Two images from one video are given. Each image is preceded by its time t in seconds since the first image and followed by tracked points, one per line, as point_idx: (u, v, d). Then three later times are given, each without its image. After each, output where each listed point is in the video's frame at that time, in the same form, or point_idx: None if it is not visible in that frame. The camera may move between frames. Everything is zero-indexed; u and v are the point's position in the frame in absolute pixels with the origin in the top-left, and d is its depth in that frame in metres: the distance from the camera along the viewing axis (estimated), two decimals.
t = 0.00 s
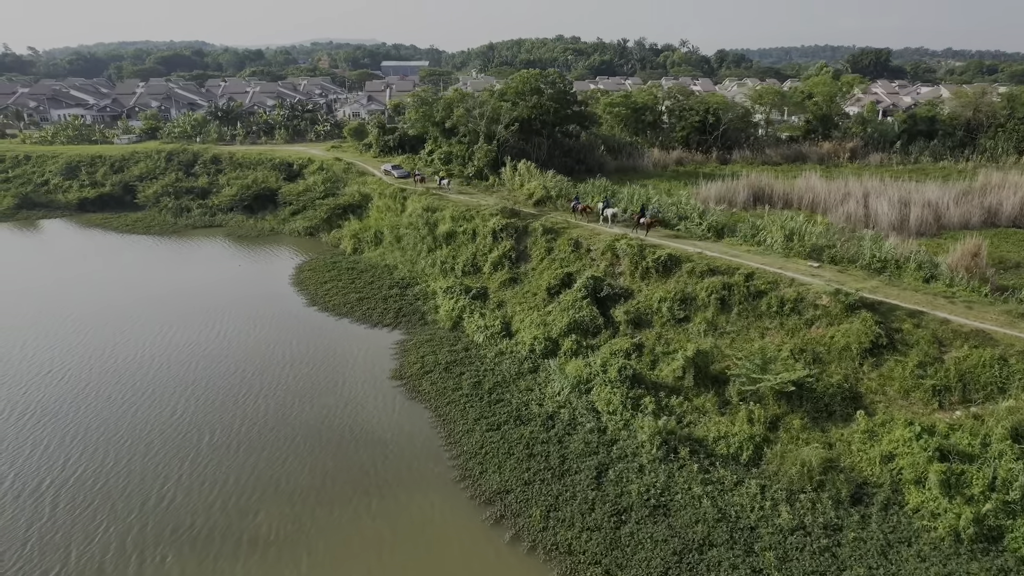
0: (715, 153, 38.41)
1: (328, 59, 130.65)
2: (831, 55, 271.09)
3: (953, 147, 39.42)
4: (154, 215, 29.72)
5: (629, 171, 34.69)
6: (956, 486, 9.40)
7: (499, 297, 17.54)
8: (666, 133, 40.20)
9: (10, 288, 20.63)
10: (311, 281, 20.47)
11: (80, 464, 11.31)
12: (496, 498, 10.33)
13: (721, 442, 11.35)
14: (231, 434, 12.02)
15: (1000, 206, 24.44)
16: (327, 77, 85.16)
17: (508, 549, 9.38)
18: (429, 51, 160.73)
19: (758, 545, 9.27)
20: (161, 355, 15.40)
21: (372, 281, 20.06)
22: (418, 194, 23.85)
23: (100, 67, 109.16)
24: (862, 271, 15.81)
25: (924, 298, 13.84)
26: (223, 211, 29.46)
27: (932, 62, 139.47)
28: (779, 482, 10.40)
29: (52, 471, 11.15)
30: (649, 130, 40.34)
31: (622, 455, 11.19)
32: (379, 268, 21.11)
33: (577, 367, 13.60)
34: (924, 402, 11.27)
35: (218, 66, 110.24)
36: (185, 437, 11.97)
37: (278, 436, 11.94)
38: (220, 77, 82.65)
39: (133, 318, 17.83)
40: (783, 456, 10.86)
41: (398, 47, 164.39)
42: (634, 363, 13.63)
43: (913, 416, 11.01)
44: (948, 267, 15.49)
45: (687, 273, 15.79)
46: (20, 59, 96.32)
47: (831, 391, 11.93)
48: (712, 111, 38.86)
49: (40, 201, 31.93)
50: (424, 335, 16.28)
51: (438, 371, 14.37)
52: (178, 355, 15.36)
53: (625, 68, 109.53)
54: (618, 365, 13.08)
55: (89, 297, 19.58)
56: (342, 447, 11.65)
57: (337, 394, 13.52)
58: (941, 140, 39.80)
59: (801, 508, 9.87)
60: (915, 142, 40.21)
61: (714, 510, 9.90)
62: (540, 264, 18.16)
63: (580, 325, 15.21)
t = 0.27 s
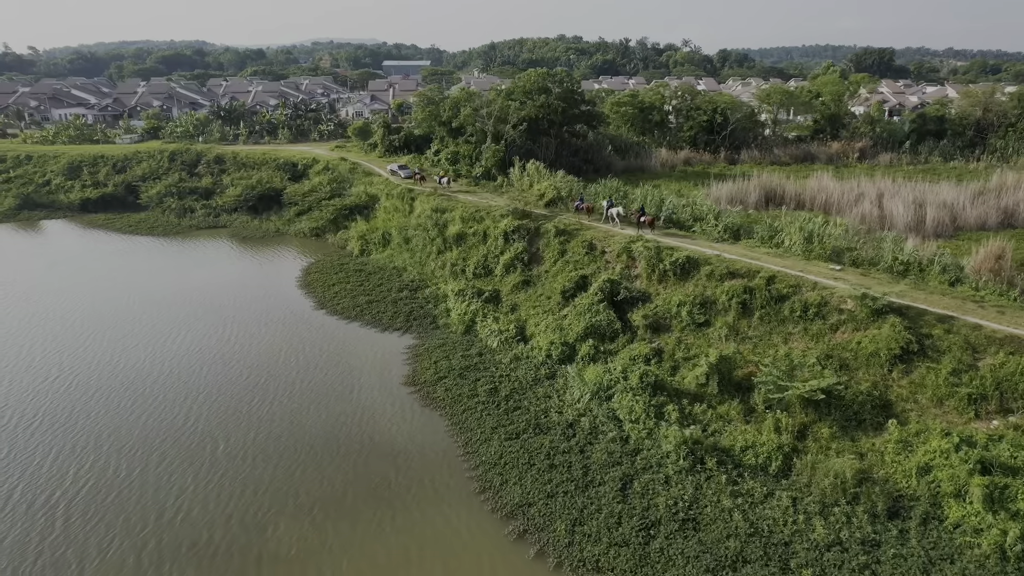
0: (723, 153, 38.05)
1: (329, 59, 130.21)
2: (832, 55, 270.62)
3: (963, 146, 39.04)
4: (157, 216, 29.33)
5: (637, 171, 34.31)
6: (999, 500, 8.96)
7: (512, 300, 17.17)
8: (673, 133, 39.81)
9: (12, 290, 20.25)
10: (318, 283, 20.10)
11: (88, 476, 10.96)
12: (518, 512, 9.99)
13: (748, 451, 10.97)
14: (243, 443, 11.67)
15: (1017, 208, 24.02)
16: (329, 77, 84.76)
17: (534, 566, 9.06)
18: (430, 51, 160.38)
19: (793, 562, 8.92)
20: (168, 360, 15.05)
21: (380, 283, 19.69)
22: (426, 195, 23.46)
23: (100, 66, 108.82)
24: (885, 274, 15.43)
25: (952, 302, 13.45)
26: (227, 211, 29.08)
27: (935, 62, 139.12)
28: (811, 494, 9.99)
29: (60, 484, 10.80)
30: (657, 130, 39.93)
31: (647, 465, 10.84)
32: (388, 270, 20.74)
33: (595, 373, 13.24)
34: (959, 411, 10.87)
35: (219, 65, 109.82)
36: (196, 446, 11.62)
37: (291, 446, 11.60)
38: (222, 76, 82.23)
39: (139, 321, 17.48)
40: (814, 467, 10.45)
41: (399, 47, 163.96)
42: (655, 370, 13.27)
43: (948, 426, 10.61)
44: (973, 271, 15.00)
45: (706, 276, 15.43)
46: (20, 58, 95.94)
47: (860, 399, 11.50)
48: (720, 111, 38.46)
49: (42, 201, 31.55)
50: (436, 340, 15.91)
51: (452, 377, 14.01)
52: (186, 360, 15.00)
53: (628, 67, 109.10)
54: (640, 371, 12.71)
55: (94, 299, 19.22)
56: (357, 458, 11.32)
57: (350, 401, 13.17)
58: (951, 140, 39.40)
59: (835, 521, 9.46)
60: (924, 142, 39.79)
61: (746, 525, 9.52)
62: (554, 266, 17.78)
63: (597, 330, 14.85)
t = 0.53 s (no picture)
0: (731, 153, 37.67)
1: (330, 58, 129.82)
2: (834, 55, 270.18)
3: (972, 146, 38.60)
4: (159, 217, 28.94)
5: (645, 171, 33.92)
6: None
7: (524, 304, 16.79)
8: (680, 133, 39.42)
9: (12, 293, 19.86)
10: (324, 286, 19.71)
11: (92, 489, 10.58)
12: (539, 527, 9.60)
13: (775, 462, 10.57)
14: (253, 454, 11.30)
15: None
16: (331, 76, 84.32)
17: None
18: (431, 50, 160.11)
19: None
20: (174, 366, 14.67)
21: (388, 286, 19.30)
22: (433, 195, 23.07)
23: (100, 66, 108.43)
24: (908, 278, 15.02)
25: (980, 307, 13.05)
26: (231, 212, 28.69)
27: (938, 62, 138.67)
28: (843, 508, 9.57)
29: (64, 496, 10.43)
30: (663, 130, 39.52)
31: (671, 478, 10.45)
32: (395, 272, 20.34)
33: (613, 381, 12.87)
34: (995, 421, 10.46)
35: (219, 64, 109.58)
36: (203, 457, 11.23)
37: (302, 457, 11.21)
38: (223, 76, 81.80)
39: (143, 324, 17.10)
40: (845, 479, 10.02)
41: (400, 46, 163.66)
42: (675, 377, 12.89)
43: (984, 438, 10.20)
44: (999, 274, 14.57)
45: (724, 280, 15.06)
46: (20, 58, 95.41)
47: (890, 408, 11.05)
48: (728, 110, 38.06)
49: (42, 201, 31.15)
50: (447, 345, 15.52)
51: (465, 384, 13.61)
52: (192, 366, 14.63)
53: (630, 66, 108.63)
54: (660, 379, 12.33)
55: (97, 302, 18.84)
56: (371, 469, 10.94)
57: (361, 409, 12.76)
58: (960, 140, 38.96)
59: (871, 538, 9.05)
60: (933, 142, 39.35)
61: (778, 541, 9.12)
62: (566, 269, 17.39)
63: (613, 335, 14.49)
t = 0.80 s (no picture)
0: (738, 153, 37.30)
1: (331, 57, 129.41)
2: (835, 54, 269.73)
3: (981, 146, 38.16)
4: (160, 217, 28.53)
5: (652, 171, 33.52)
6: None
7: (536, 308, 16.41)
8: (686, 133, 39.02)
9: (12, 295, 19.48)
10: (330, 289, 19.30)
11: (95, 502, 10.20)
12: (561, 544, 9.22)
13: (803, 475, 10.15)
14: (261, 465, 10.92)
15: None
16: (332, 75, 83.86)
17: None
18: (432, 49, 159.70)
19: None
20: (177, 371, 14.29)
21: (395, 289, 18.91)
22: (440, 196, 22.67)
23: (100, 65, 108.09)
24: (932, 282, 14.61)
25: (1009, 312, 12.64)
26: (233, 212, 28.28)
27: (940, 61, 138.16)
28: (878, 525, 9.16)
29: (67, 510, 10.06)
30: (669, 129, 39.12)
31: (695, 492, 10.08)
32: (402, 275, 19.94)
33: (631, 389, 12.49)
34: None
35: (219, 63, 109.18)
36: (210, 468, 10.86)
37: (312, 469, 10.83)
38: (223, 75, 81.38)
39: (146, 328, 16.72)
40: (878, 493, 9.59)
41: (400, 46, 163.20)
42: (694, 385, 12.50)
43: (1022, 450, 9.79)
44: None
45: (742, 284, 14.68)
46: (19, 57, 95.00)
47: (922, 419, 10.52)
48: (735, 110, 37.67)
49: (42, 202, 30.77)
50: (458, 350, 15.13)
51: (478, 391, 13.22)
52: (197, 372, 14.24)
53: (632, 66, 108.19)
54: (680, 387, 11.94)
55: (98, 305, 18.44)
56: (385, 482, 10.55)
57: (371, 418, 12.38)
58: (969, 140, 38.52)
59: (909, 557, 8.65)
60: (942, 142, 38.92)
61: (811, 560, 8.74)
62: (578, 272, 17.01)
63: (629, 340, 14.10)
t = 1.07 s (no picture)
0: (746, 153, 36.94)
1: (332, 57, 129.03)
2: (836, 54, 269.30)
3: (991, 146, 37.72)
4: (162, 218, 28.13)
5: (659, 172, 33.13)
6: None
7: (548, 313, 16.03)
8: (692, 133, 38.63)
9: (11, 298, 19.08)
10: (335, 292, 18.90)
11: (99, 518, 9.83)
12: (585, 564, 8.84)
13: (833, 489, 9.70)
14: (271, 479, 10.53)
15: None
16: (333, 75, 83.47)
17: None
18: (433, 49, 159.36)
19: None
20: (182, 378, 13.90)
21: (402, 293, 18.50)
22: (447, 197, 22.28)
23: (100, 65, 107.76)
24: (957, 286, 14.19)
25: None
26: (236, 213, 27.87)
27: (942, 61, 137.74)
28: (915, 543, 8.75)
29: (71, 526, 9.67)
30: (676, 129, 38.73)
31: (721, 507, 9.69)
32: (410, 278, 19.54)
33: (650, 397, 12.10)
34: None
35: (220, 63, 108.82)
36: (218, 482, 10.49)
37: (323, 482, 10.46)
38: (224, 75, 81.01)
39: (149, 333, 16.32)
40: (914, 509, 9.16)
41: (401, 45, 162.80)
42: (715, 394, 12.09)
43: None
44: None
45: (761, 288, 14.29)
46: (20, 56, 94.57)
47: (955, 430, 10.11)
48: (743, 110, 37.28)
49: (42, 203, 30.39)
50: (468, 356, 14.74)
51: (491, 400, 12.83)
52: (202, 379, 13.85)
53: (634, 66, 107.80)
54: (702, 396, 11.53)
55: (99, 308, 18.05)
56: (399, 496, 10.19)
57: (382, 428, 12.00)
58: (979, 140, 38.08)
59: None
60: (951, 142, 38.48)
61: None
62: (591, 275, 16.63)
63: (646, 346, 13.74)
